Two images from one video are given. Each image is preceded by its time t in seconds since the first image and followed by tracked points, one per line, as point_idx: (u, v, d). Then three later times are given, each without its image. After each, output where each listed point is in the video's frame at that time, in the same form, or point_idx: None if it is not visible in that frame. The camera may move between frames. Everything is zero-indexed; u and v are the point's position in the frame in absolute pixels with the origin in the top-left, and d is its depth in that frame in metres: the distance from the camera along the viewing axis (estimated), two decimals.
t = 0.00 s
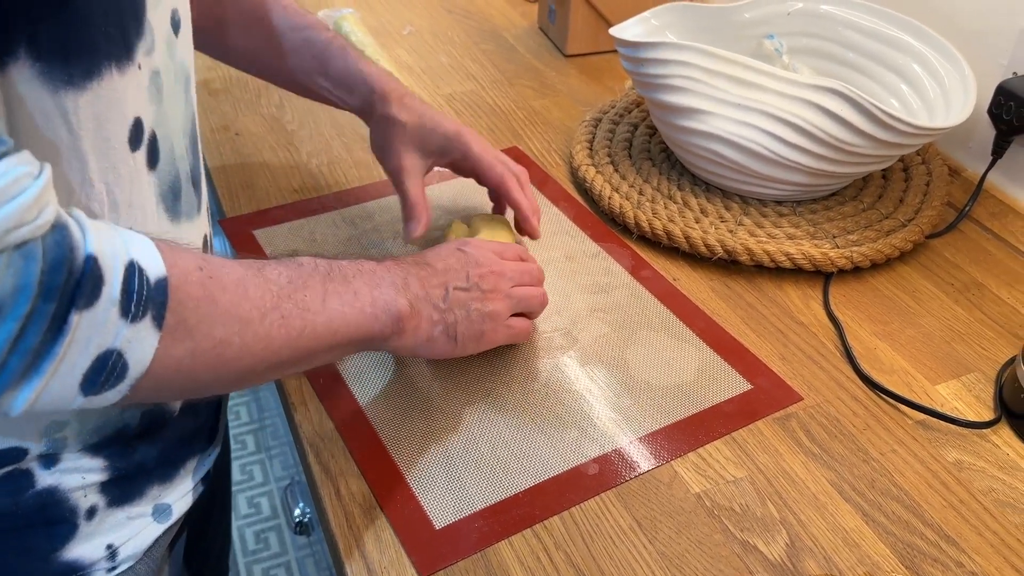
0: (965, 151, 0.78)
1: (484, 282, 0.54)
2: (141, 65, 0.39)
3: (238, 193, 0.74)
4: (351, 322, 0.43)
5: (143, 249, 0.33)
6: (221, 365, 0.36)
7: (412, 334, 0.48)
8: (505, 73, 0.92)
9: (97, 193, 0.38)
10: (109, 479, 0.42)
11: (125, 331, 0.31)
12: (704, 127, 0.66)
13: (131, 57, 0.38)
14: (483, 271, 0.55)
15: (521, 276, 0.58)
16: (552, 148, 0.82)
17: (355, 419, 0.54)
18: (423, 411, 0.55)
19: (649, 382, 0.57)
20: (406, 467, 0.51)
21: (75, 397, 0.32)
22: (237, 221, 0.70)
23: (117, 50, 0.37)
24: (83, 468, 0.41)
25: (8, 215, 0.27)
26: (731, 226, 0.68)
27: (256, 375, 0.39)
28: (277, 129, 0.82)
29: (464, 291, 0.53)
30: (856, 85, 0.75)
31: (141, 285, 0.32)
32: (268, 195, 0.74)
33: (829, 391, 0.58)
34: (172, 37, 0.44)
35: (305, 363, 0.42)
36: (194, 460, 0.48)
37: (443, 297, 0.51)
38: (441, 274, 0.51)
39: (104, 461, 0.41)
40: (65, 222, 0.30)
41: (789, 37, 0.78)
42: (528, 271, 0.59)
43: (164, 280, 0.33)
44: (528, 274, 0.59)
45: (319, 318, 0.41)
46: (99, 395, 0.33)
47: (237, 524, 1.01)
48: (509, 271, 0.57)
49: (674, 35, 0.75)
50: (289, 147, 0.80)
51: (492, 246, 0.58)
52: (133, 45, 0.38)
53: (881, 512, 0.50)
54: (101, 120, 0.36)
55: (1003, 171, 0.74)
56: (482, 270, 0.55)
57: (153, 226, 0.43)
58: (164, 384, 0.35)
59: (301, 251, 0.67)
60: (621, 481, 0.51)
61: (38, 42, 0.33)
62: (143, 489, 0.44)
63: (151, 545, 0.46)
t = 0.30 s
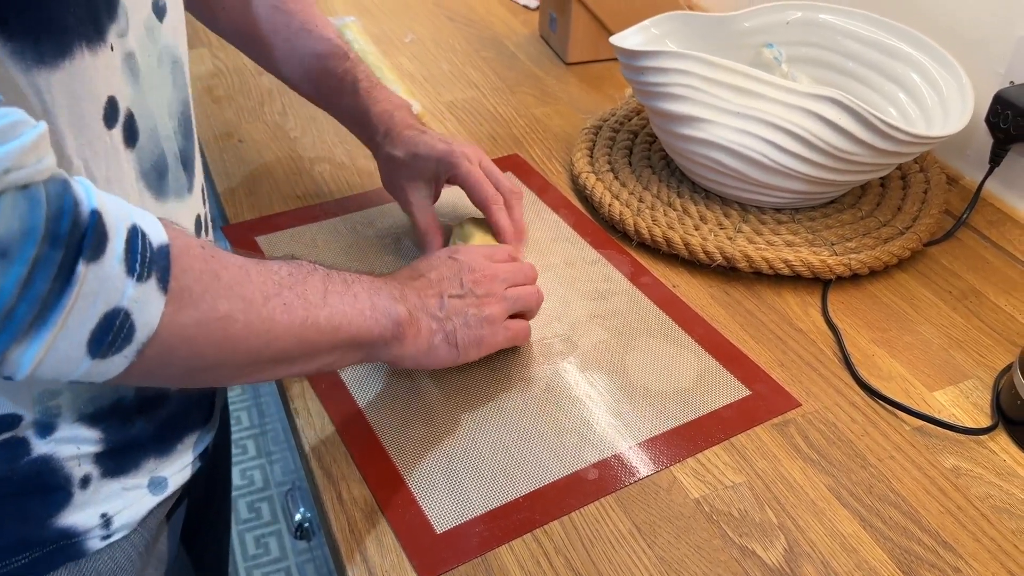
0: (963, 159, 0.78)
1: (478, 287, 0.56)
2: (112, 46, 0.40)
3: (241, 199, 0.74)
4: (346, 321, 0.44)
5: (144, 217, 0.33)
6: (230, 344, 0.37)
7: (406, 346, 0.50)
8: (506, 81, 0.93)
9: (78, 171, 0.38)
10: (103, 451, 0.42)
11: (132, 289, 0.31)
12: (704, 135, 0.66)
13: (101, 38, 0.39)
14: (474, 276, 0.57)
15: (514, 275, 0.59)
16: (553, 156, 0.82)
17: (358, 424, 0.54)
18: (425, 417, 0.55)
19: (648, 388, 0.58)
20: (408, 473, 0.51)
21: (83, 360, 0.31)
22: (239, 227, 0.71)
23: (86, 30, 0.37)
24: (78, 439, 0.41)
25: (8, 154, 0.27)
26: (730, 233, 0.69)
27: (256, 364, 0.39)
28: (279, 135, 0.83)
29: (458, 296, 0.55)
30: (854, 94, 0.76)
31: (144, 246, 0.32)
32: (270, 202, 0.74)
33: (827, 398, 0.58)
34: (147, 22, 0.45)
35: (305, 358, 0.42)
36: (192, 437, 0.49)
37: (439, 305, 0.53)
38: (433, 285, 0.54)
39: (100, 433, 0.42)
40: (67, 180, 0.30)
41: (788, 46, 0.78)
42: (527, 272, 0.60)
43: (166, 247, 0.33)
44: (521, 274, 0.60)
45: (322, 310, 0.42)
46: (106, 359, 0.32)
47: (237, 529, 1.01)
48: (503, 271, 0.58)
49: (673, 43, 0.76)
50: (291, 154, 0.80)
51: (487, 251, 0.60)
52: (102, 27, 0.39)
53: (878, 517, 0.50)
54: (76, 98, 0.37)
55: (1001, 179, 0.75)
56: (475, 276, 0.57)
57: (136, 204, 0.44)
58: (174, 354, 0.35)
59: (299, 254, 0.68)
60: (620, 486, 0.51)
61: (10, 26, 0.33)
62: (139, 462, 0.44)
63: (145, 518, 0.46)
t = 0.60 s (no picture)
0: (966, 165, 0.78)
1: (469, 290, 0.57)
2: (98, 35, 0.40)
3: (244, 203, 0.74)
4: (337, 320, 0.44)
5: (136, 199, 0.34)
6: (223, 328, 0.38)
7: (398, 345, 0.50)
8: (509, 86, 0.93)
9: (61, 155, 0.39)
10: (87, 427, 0.43)
11: (122, 262, 0.32)
12: (707, 141, 0.66)
13: (87, 27, 0.39)
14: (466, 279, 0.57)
15: (507, 279, 0.60)
16: (557, 161, 0.82)
17: (360, 429, 0.54)
18: (428, 422, 0.55)
19: (652, 394, 0.58)
20: (411, 478, 0.51)
21: (72, 333, 0.32)
22: (241, 230, 0.71)
23: (73, 18, 0.37)
24: (61, 414, 0.42)
25: None
26: (734, 238, 0.69)
27: (244, 354, 0.40)
28: (282, 139, 0.83)
29: (449, 300, 0.55)
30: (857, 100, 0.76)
31: (135, 222, 0.33)
32: (274, 206, 0.74)
33: (830, 403, 0.58)
34: (139, 13, 0.45)
35: (293, 350, 0.43)
36: (181, 418, 0.49)
37: (428, 309, 0.54)
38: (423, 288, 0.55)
39: (82, 408, 0.43)
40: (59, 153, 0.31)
41: (791, 52, 0.79)
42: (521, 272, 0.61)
43: (157, 227, 0.34)
44: (513, 278, 0.60)
45: (311, 305, 0.43)
46: (95, 334, 0.32)
47: (237, 534, 1.00)
48: (495, 275, 0.59)
49: (676, 49, 0.76)
50: (294, 158, 0.80)
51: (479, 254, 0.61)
52: (90, 17, 0.39)
53: (882, 523, 0.50)
54: (58, 83, 0.37)
55: (1003, 186, 0.75)
56: (467, 279, 0.57)
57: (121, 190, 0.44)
58: (165, 333, 0.35)
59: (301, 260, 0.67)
60: (624, 492, 0.51)
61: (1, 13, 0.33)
62: (122, 440, 0.45)
63: (131, 496, 0.46)
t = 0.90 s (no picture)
0: (966, 179, 0.79)
1: (459, 317, 0.54)
2: (153, 56, 0.41)
3: (250, 214, 0.75)
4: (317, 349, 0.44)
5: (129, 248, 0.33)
6: (202, 372, 0.37)
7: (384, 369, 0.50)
8: (513, 98, 0.94)
9: (110, 173, 0.40)
10: (124, 455, 0.44)
11: (106, 322, 0.31)
12: (709, 154, 0.67)
13: (144, 49, 0.40)
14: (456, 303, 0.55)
15: (502, 303, 0.57)
16: (560, 172, 0.83)
17: (364, 438, 0.55)
18: (430, 432, 0.55)
19: (654, 405, 0.58)
20: (414, 487, 0.52)
21: (49, 392, 0.31)
22: (248, 241, 0.72)
23: (132, 43, 0.38)
24: (100, 444, 0.42)
25: None
26: (735, 250, 0.70)
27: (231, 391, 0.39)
28: (288, 151, 0.83)
29: (435, 325, 0.53)
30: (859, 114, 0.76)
31: (122, 281, 0.32)
32: (279, 217, 0.75)
33: (831, 415, 0.59)
34: (185, 32, 0.44)
35: (276, 385, 0.42)
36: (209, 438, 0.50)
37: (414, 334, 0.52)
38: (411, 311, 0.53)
39: (120, 438, 0.43)
40: (53, 210, 0.30)
41: (793, 66, 0.79)
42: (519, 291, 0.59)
43: (146, 279, 0.33)
44: (510, 302, 0.58)
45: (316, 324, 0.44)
46: (74, 390, 0.32)
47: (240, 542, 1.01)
48: (489, 300, 0.57)
49: (679, 63, 0.77)
50: (300, 169, 0.81)
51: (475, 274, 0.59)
52: (147, 39, 0.40)
53: (882, 535, 0.50)
54: (112, 105, 0.38)
55: (1003, 199, 0.75)
56: (456, 302, 0.55)
57: (166, 210, 0.44)
58: (146, 382, 0.35)
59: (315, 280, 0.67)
60: (625, 503, 0.52)
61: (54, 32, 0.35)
62: (157, 467, 0.46)
63: (167, 521, 0.48)
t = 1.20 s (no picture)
0: (970, 188, 0.79)
1: (439, 374, 0.48)
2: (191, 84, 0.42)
3: (257, 221, 0.75)
4: (277, 396, 0.42)
5: (90, 313, 0.34)
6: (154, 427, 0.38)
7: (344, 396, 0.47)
8: (518, 106, 0.94)
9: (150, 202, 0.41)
10: (152, 478, 0.45)
11: (48, 392, 0.32)
12: (714, 163, 0.67)
13: (184, 78, 0.41)
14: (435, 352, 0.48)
15: (501, 359, 0.50)
16: (565, 180, 0.83)
17: (370, 443, 0.55)
18: (436, 437, 0.56)
19: (659, 411, 0.58)
20: (419, 493, 0.52)
21: None
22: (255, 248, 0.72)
23: (173, 72, 0.40)
24: (128, 468, 0.44)
25: None
26: (740, 258, 0.70)
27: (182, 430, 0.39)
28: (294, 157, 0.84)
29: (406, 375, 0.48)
30: (863, 123, 0.76)
31: (73, 351, 0.32)
32: (286, 224, 0.75)
33: (835, 423, 0.59)
34: (217, 58, 0.46)
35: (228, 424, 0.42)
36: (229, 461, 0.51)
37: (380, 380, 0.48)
38: (389, 357, 0.47)
39: (148, 462, 0.45)
40: (13, 280, 0.31)
41: (798, 75, 0.79)
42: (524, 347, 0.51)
43: (102, 346, 0.34)
44: (505, 364, 0.50)
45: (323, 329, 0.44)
46: (16, 445, 0.33)
47: (243, 548, 1.02)
48: (480, 364, 0.49)
49: (684, 71, 0.77)
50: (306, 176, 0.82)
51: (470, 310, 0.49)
52: (186, 67, 0.41)
53: (886, 543, 0.50)
54: (154, 134, 0.40)
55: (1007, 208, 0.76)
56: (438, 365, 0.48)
57: (201, 235, 0.46)
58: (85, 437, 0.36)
59: (327, 290, 0.67)
60: (630, 509, 0.52)
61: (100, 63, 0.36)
62: (181, 489, 0.47)
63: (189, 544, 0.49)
